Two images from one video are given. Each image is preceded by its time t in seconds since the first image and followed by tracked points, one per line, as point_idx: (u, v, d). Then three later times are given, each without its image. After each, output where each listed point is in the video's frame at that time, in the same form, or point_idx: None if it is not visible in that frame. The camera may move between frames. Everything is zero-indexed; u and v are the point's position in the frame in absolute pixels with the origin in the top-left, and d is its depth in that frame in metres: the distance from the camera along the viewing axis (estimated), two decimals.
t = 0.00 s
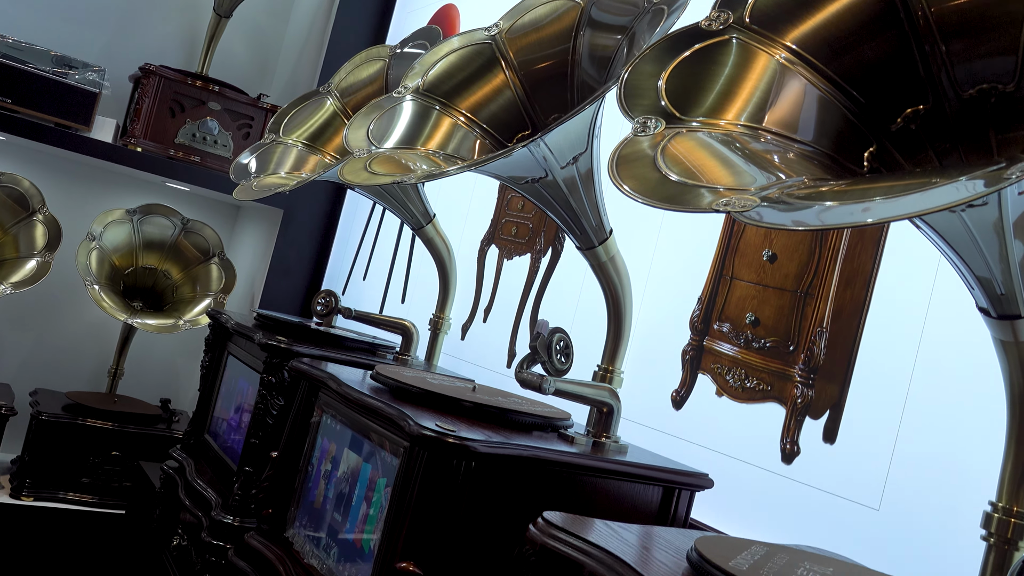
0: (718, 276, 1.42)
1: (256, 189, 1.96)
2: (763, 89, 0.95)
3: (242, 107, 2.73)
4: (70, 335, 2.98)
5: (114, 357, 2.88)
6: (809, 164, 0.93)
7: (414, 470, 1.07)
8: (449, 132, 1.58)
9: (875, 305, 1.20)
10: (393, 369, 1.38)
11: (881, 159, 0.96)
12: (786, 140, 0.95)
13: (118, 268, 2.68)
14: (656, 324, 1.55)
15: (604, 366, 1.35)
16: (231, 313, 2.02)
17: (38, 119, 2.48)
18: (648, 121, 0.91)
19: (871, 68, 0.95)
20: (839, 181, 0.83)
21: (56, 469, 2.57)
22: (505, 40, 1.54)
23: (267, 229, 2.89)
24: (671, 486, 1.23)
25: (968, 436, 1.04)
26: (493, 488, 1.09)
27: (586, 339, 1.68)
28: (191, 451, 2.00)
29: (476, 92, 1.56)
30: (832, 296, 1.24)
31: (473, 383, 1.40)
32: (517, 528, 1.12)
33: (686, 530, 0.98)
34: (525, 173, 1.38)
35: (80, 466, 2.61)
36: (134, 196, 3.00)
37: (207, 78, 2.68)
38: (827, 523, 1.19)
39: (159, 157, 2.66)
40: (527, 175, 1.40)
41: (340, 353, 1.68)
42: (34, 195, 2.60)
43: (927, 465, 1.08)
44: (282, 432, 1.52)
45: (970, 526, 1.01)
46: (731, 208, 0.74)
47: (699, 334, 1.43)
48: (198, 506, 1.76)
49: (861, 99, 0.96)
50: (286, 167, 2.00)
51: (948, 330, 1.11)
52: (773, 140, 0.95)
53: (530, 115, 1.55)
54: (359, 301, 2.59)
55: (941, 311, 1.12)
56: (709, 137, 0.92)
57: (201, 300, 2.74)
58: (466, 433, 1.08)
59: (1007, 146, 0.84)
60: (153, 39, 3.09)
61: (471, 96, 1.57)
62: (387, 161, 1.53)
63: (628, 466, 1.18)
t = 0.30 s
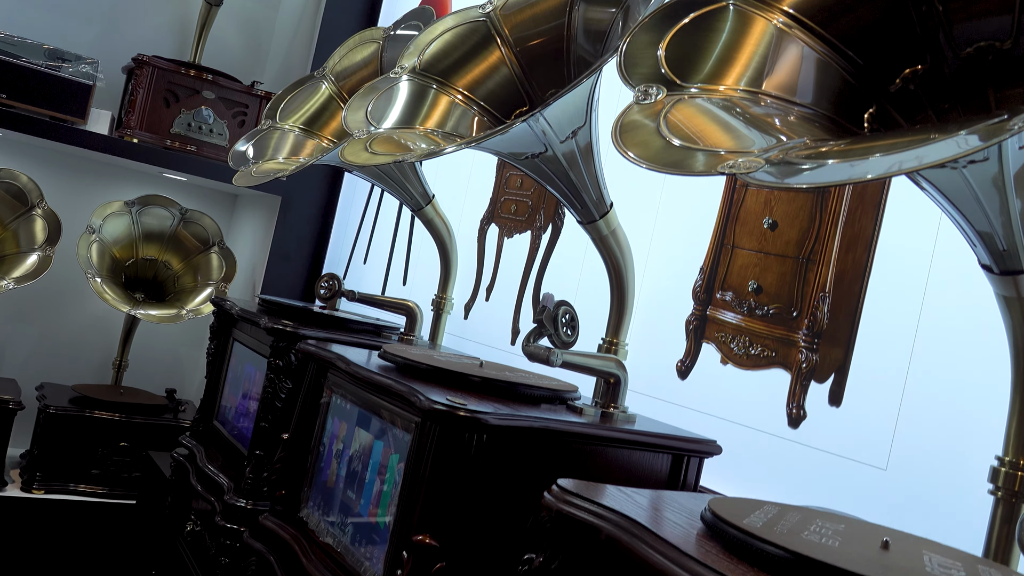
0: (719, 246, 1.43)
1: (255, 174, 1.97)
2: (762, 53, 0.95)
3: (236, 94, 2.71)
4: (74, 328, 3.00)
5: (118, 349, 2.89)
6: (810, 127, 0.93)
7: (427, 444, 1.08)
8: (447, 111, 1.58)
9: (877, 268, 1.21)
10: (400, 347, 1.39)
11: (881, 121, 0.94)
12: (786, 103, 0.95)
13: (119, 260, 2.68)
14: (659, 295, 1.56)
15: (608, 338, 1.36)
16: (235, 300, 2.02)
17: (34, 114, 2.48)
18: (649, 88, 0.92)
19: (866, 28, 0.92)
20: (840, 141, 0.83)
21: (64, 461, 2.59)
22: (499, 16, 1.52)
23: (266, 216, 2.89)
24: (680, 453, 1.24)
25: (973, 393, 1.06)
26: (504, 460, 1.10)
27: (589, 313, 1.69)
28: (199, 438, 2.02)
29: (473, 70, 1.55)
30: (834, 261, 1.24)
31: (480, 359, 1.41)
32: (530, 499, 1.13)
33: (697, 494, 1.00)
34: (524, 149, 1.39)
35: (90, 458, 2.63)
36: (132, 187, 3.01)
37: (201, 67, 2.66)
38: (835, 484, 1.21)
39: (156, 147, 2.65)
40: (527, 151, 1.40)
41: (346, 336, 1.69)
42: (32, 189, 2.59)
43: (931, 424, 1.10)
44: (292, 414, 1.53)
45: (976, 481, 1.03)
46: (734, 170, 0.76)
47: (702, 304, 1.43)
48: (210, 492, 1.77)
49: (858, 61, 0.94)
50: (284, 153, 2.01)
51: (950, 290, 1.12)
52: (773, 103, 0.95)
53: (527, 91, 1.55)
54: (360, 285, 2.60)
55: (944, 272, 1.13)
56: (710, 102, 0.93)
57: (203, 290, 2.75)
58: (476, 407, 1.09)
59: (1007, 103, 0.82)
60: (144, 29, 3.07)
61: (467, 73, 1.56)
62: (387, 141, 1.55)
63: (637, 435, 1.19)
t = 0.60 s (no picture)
0: (721, 213, 1.43)
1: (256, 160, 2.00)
2: (762, 15, 0.92)
3: (231, 82, 2.70)
4: (80, 321, 3.02)
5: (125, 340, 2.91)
6: (811, 87, 0.93)
7: (439, 417, 1.09)
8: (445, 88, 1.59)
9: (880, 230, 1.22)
10: (408, 326, 1.40)
11: (881, 79, 0.90)
12: (786, 64, 0.93)
13: (122, 252, 2.70)
14: (663, 265, 1.57)
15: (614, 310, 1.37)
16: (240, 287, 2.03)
17: (31, 108, 2.48)
18: (649, 55, 0.90)
19: None
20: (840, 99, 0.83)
21: (76, 453, 2.61)
22: None
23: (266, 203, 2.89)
24: (689, 420, 1.25)
25: (978, 350, 1.07)
26: (516, 432, 1.12)
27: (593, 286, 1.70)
28: (210, 424, 2.03)
29: (469, 47, 1.54)
30: (837, 225, 1.25)
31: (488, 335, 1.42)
32: (543, 470, 1.14)
33: (708, 457, 1.01)
34: (525, 123, 1.39)
35: (101, 449, 2.65)
36: (132, 178, 3.01)
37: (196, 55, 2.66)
38: (843, 444, 1.23)
39: (154, 137, 2.65)
40: (527, 125, 1.40)
41: (352, 317, 1.70)
42: (32, 183, 2.59)
43: (938, 381, 1.11)
44: (302, 396, 1.54)
45: (984, 435, 1.04)
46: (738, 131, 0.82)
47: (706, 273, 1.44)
48: (223, 476, 1.79)
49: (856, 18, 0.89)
50: (285, 138, 2.04)
51: (953, 248, 1.13)
52: (772, 65, 0.93)
53: (524, 65, 1.52)
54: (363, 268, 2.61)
55: (947, 231, 1.14)
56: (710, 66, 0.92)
57: (206, 279, 2.75)
58: (487, 380, 1.10)
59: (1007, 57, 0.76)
60: (136, 19, 3.06)
61: (464, 51, 1.55)
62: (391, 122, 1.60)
63: (646, 403, 1.20)
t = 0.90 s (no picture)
0: (725, 181, 1.43)
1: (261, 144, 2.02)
2: None
3: (229, 68, 2.69)
4: (88, 313, 3.04)
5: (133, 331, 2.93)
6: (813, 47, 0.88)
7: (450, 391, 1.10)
8: (445, 65, 1.58)
9: (884, 192, 1.22)
10: (416, 303, 1.40)
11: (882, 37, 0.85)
12: (788, 24, 0.89)
13: (127, 242, 2.71)
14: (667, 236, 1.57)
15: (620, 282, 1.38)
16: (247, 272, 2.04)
17: (30, 101, 2.49)
18: (650, 21, 0.90)
19: None
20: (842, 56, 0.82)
21: (89, 443, 2.64)
22: None
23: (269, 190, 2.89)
24: (699, 388, 1.26)
25: (985, 308, 1.07)
26: (527, 404, 1.13)
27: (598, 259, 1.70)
28: (222, 409, 2.05)
29: (468, 23, 1.53)
30: (841, 189, 1.25)
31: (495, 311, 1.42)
32: (555, 441, 1.15)
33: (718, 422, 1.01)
34: (525, 97, 1.39)
35: (114, 438, 2.67)
36: (133, 169, 3.02)
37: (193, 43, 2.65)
38: (852, 407, 1.23)
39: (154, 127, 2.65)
40: (528, 99, 1.39)
41: (360, 298, 1.70)
42: (35, 177, 2.60)
43: (944, 341, 1.12)
44: (313, 377, 1.55)
45: (992, 393, 1.05)
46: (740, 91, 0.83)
47: (711, 242, 1.44)
48: (237, 460, 1.81)
49: None
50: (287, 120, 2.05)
51: (957, 209, 1.13)
52: (773, 27, 0.90)
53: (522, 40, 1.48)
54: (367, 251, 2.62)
55: (951, 191, 1.14)
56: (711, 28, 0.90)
57: (211, 267, 2.75)
58: (497, 352, 1.11)
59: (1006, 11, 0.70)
60: (132, 9, 3.05)
61: (463, 27, 1.54)
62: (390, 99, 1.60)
63: (656, 372, 1.21)
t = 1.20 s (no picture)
0: (730, 151, 1.43)
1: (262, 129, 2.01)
2: None
3: (229, 54, 2.69)
4: (98, 305, 3.05)
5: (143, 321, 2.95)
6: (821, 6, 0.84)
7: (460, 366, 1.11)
8: (446, 42, 1.56)
9: (889, 157, 1.22)
10: (424, 282, 1.41)
11: None
12: None
13: (134, 233, 2.72)
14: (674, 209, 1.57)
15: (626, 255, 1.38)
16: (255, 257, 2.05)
17: (33, 93, 2.49)
18: None
19: None
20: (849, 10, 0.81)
21: (104, 432, 2.66)
22: None
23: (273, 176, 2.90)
24: (708, 358, 1.26)
25: (992, 269, 1.07)
26: (537, 377, 1.13)
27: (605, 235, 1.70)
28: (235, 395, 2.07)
29: None
30: (846, 156, 1.24)
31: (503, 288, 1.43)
32: (566, 413, 1.16)
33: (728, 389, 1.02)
34: (527, 72, 1.37)
35: (128, 427, 2.69)
36: (137, 160, 3.02)
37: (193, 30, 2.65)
38: (862, 373, 1.24)
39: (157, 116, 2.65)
40: (530, 75, 1.39)
41: (368, 279, 1.71)
42: (40, 169, 2.62)
43: (953, 303, 1.12)
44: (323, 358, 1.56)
45: (1001, 353, 1.05)
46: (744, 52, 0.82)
47: (717, 214, 1.44)
48: (251, 444, 1.82)
49: None
50: (287, 105, 2.04)
51: (963, 171, 1.12)
52: None
53: (523, 14, 1.46)
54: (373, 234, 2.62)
55: (957, 154, 1.13)
56: None
57: (218, 255, 2.76)
58: (506, 327, 1.11)
59: None
60: None
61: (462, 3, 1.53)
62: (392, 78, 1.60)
63: (664, 343, 1.21)
